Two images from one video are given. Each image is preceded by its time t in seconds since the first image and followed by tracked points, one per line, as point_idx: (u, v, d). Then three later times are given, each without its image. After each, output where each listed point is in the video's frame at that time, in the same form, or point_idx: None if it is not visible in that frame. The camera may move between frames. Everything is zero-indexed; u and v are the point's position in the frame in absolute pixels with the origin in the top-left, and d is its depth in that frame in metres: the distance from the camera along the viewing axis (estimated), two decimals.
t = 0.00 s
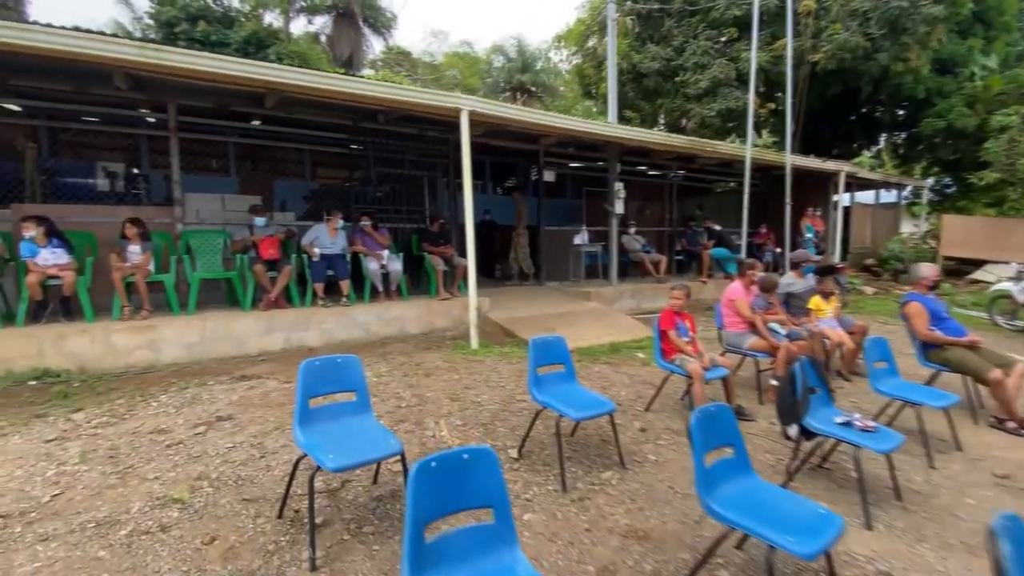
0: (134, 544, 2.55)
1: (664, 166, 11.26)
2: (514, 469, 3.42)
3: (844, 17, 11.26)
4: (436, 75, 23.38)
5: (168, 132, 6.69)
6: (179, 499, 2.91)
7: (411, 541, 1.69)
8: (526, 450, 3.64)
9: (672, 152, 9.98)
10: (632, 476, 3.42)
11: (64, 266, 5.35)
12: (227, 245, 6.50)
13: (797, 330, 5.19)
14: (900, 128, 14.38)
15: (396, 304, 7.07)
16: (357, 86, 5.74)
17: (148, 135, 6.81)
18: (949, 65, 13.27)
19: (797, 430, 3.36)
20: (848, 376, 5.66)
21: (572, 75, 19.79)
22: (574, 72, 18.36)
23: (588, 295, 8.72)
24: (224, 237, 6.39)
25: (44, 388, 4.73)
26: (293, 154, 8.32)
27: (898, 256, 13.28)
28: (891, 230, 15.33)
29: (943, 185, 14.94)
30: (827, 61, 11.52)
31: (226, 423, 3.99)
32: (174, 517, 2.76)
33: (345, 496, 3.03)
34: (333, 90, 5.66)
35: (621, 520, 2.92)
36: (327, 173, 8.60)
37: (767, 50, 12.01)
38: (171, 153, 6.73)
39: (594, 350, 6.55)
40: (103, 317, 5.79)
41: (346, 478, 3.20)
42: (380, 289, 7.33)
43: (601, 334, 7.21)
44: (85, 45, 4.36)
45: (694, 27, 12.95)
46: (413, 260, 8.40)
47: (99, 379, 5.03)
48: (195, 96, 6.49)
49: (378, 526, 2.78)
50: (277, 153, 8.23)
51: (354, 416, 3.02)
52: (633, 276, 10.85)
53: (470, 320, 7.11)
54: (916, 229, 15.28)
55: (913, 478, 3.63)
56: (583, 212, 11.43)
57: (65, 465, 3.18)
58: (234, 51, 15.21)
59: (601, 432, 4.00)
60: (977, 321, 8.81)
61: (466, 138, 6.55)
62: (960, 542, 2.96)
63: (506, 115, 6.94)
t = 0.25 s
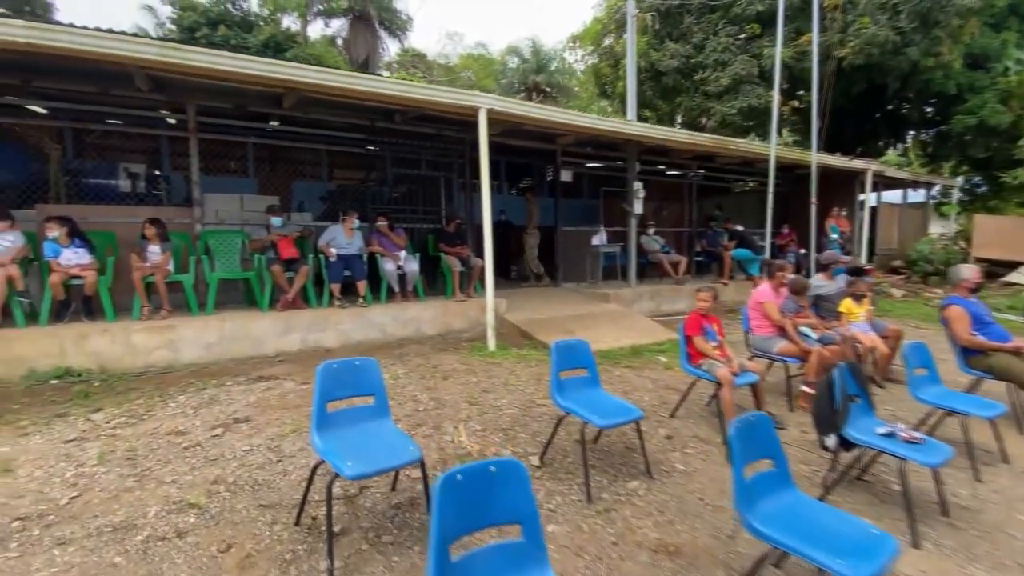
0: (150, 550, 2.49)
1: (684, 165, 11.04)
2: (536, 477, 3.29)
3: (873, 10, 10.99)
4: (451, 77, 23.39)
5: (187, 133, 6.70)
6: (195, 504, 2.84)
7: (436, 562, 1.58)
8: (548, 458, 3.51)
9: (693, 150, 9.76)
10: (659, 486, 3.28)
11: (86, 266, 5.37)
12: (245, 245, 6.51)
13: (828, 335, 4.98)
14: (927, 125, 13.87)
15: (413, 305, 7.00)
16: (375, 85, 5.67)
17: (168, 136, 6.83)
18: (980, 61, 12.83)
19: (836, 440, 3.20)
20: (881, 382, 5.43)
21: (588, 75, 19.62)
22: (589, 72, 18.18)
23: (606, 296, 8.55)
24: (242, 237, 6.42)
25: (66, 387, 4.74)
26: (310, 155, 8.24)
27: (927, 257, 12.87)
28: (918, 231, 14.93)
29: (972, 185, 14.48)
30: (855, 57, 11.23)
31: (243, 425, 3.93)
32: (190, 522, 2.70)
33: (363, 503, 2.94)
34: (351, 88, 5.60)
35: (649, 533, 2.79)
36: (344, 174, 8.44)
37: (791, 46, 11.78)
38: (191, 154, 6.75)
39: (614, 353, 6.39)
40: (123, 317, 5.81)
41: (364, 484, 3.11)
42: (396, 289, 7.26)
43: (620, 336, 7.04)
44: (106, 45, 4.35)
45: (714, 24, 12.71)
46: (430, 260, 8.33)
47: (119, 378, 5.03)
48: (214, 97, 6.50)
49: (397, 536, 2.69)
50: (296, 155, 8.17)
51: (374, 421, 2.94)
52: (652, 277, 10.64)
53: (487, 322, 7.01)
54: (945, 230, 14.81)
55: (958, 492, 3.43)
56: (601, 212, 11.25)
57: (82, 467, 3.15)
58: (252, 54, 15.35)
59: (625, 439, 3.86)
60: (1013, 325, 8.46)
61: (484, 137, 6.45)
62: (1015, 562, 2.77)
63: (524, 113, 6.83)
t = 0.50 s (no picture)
0: (171, 562, 2.42)
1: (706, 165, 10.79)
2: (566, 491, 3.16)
3: (904, 4, 10.82)
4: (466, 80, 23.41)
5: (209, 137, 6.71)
6: (217, 514, 2.77)
7: None
8: (576, 470, 3.37)
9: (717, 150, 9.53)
10: (695, 502, 3.12)
11: (111, 268, 5.40)
12: (265, 248, 6.51)
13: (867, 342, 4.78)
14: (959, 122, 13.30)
15: (432, 308, 6.92)
16: (396, 86, 5.60)
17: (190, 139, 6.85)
18: (1016, 55, 12.40)
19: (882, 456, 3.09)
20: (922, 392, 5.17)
21: (605, 76, 19.44)
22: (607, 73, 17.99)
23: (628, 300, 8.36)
24: (262, 240, 6.43)
25: (90, 389, 4.75)
26: (328, 157, 8.22)
27: (961, 260, 12.40)
28: (950, 233, 14.42)
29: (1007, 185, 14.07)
30: (885, 53, 10.97)
31: (264, 431, 3.87)
32: (211, 533, 2.63)
33: (386, 515, 2.84)
34: (373, 90, 5.54)
35: (687, 553, 2.64)
36: (361, 177, 8.43)
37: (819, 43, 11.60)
38: (213, 157, 6.76)
39: (638, 359, 6.21)
40: (146, 320, 5.82)
41: (387, 495, 3.01)
42: (415, 292, 7.19)
43: (643, 341, 6.85)
44: (131, 47, 4.35)
45: (737, 22, 12.51)
46: (448, 263, 8.25)
47: (142, 381, 5.03)
48: (236, 100, 6.52)
49: (423, 552, 2.59)
50: (315, 157, 8.17)
51: (397, 432, 2.83)
52: (674, 280, 10.41)
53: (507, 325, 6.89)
54: (979, 231, 14.30)
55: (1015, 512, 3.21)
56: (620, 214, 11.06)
57: (104, 473, 3.10)
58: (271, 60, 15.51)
59: (656, 450, 3.70)
60: None
61: (505, 137, 6.34)
62: None
63: (546, 114, 6.70)
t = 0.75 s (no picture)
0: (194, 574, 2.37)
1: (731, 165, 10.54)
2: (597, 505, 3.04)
3: None
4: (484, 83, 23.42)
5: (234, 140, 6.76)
6: (241, 523, 2.71)
7: None
8: (606, 482, 3.26)
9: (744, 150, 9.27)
10: (733, 521, 2.97)
11: (137, 271, 5.44)
12: (289, 250, 6.61)
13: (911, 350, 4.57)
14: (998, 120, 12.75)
15: (453, 312, 6.84)
16: (418, 88, 5.54)
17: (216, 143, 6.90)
18: None
19: (935, 472, 2.97)
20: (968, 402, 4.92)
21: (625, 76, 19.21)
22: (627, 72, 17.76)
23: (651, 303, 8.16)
24: (286, 243, 6.56)
25: (117, 392, 4.78)
26: (350, 161, 8.25)
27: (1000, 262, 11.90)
28: (988, 234, 13.87)
29: None
30: (920, 49, 10.61)
31: (287, 436, 3.82)
32: (235, 544, 2.57)
33: (412, 528, 2.75)
34: (396, 91, 5.49)
35: None
36: (382, 180, 8.46)
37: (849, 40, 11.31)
38: (237, 160, 6.80)
39: (664, 365, 6.03)
40: (172, 322, 5.86)
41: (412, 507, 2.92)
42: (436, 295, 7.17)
43: (670, 347, 6.67)
44: (156, 51, 4.36)
45: (764, 19, 12.22)
46: (469, 266, 8.19)
47: (167, 383, 5.05)
48: (260, 104, 6.53)
49: (450, 568, 2.49)
50: (337, 161, 8.21)
51: (423, 442, 2.75)
52: (699, 283, 10.17)
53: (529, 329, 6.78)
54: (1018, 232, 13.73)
55: None
56: (642, 215, 10.86)
57: (128, 478, 3.07)
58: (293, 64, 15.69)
59: (689, 463, 3.55)
60: None
61: (528, 138, 6.22)
62: None
63: (569, 113, 6.56)
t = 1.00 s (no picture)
0: None
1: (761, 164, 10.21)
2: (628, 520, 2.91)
3: None
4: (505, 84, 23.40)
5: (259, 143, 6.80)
6: (262, 531, 2.66)
7: None
8: (638, 496, 3.12)
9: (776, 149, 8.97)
10: (774, 541, 2.80)
11: (165, 273, 5.50)
12: (314, 252, 6.58)
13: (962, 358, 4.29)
14: None
15: (475, 314, 6.76)
16: (442, 88, 5.47)
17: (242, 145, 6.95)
18: None
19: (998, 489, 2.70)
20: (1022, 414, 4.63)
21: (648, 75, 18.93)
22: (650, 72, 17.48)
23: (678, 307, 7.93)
24: (310, 245, 6.50)
25: (144, 392, 4.82)
26: (372, 162, 8.14)
27: None
28: None
29: None
30: (960, 44, 10.20)
31: (310, 440, 3.77)
32: (257, 553, 2.52)
33: (435, 539, 2.66)
34: (420, 92, 5.42)
35: None
36: (405, 182, 8.31)
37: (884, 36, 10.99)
38: (263, 163, 6.84)
39: (693, 371, 5.82)
40: (198, 323, 5.91)
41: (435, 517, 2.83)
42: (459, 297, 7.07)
43: (698, 352, 6.45)
44: (181, 54, 4.38)
45: (795, 15, 11.87)
46: (491, 268, 8.09)
47: (193, 384, 5.08)
48: (285, 107, 6.55)
49: None
50: (360, 163, 8.14)
51: (448, 451, 2.65)
52: (728, 286, 9.88)
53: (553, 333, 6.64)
54: None
55: None
56: (668, 216, 10.61)
57: (153, 482, 3.05)
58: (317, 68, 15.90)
59: (724, 477, 3.38)
60: None
61: (553, 138, 6.10)
62: None
63: (596, 112, 6.42)
